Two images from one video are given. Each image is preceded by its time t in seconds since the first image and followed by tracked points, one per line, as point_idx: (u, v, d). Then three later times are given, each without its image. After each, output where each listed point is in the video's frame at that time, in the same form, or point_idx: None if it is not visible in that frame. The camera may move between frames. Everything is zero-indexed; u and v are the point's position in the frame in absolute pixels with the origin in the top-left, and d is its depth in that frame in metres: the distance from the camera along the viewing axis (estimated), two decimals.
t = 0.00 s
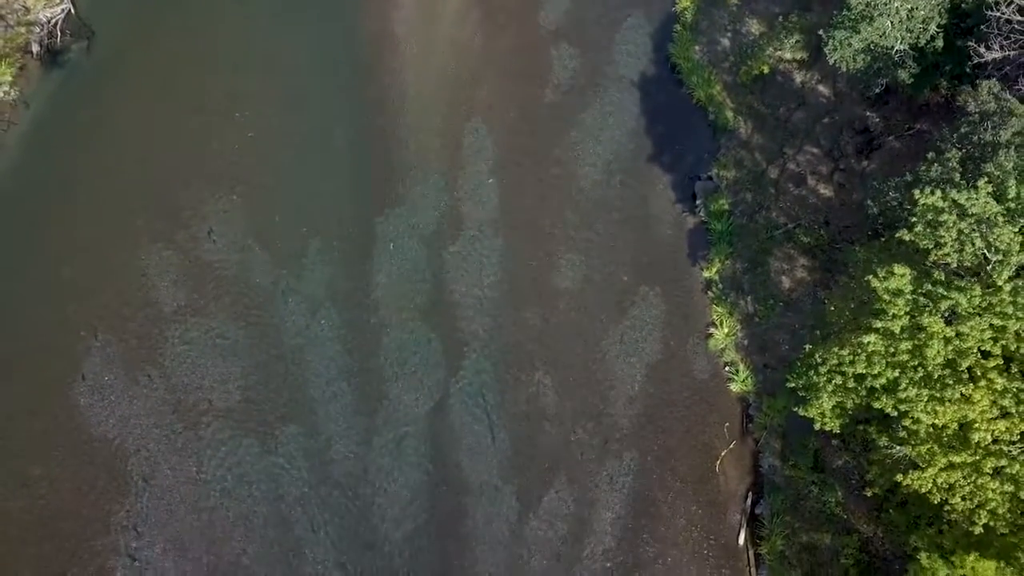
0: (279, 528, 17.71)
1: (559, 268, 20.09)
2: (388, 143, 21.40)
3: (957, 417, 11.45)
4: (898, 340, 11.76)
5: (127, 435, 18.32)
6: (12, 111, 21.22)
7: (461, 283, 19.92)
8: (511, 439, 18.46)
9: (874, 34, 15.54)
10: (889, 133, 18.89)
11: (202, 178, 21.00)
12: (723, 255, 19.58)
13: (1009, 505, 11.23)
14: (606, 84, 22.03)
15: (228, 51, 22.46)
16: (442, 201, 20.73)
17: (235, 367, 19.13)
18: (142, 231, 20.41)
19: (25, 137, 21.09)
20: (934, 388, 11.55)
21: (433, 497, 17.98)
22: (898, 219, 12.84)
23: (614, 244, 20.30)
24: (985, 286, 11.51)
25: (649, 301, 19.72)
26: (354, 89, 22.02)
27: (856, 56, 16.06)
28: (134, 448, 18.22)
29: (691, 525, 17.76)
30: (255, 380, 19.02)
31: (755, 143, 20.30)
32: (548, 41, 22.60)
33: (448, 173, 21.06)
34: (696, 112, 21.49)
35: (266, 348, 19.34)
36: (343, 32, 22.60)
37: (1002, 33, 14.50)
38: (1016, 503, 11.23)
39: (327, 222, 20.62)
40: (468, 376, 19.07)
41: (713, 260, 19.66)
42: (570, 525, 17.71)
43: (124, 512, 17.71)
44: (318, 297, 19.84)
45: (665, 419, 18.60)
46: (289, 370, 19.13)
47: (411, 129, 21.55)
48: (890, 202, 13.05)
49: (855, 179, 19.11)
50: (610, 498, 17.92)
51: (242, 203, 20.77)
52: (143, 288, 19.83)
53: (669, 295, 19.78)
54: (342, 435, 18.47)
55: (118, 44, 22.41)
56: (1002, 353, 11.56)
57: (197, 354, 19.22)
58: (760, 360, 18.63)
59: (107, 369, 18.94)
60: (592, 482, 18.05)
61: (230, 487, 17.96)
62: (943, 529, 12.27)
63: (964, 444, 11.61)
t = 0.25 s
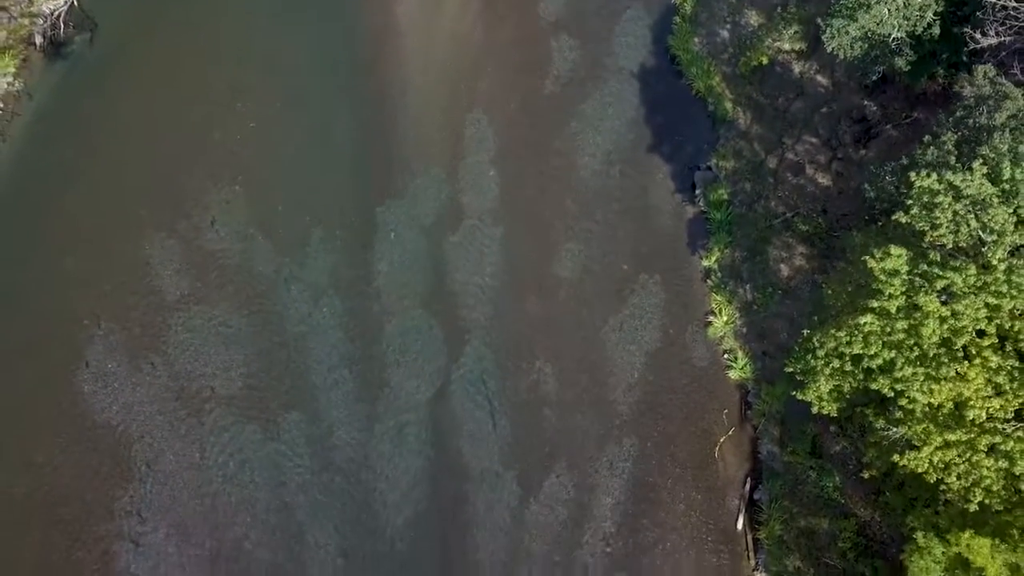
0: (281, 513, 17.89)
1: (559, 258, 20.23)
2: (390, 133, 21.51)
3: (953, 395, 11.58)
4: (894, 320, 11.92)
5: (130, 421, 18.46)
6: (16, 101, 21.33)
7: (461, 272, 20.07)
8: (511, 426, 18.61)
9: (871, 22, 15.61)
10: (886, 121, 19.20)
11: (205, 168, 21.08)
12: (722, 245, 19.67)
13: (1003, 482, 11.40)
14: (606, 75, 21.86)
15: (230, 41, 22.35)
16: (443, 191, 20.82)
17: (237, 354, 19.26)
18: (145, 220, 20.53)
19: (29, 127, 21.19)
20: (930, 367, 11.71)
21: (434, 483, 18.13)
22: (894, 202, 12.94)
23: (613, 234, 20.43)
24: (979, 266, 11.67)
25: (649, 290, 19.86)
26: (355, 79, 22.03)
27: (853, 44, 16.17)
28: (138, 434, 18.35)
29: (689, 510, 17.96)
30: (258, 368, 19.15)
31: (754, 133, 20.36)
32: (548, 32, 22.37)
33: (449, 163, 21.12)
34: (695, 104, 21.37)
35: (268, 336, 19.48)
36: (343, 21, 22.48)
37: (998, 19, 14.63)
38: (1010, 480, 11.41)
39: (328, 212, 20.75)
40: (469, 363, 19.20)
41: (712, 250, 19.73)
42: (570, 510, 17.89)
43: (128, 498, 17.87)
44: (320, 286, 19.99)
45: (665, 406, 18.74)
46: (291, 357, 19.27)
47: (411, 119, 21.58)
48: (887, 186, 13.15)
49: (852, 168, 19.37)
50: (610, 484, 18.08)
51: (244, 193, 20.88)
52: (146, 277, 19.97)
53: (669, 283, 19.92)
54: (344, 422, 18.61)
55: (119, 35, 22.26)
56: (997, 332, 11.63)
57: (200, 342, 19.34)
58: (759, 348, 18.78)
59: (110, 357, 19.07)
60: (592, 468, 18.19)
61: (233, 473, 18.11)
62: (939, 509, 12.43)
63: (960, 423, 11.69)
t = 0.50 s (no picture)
0: (284, 500, 18.03)
1: (559, 247, 20.37)
2: (389, 123, 21.52)
3: (948, 376, 11.72)
4: (891, 301, 12.05)
5: (134, 409, 18.60)
6: (19, 92, 21.35)
7: (462, 262, 20.18)
8: (512, 414, 18.74)
9: (868, 10, 15.84)
10: (886, 111, 18.95)
11: (207, 158, 21.12)
12: (722, 234, 19.88)
13: (998, 460, 11.56)
14: (606, 66, 21.89)
15: (233, 31, 22.20)
16: (444, 181, 20.88)
17: (240, 343, 19.38)
18: (149, 211, 20.63)
19: (33, 118, 21.26)
20: (925, 348, 11.87)
21: (435, 470, 18.27)
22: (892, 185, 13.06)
23: (613, 224, 20.58)
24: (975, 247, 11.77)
25: (649, 279, 19.99)
26: (356, 69, 21.94)
27: (852, 32, 16.32)
28: (142, 421, 18.51)
29: (689, 497, 18.09)
30: (260, 356, 19.29)
31: (753, 124, 20.50)
32: (548, 24, 22.31)
33: (450, 154, 21.18)
34: (694, 95, 21.58)
35: (270, 325, 19.61)
36: (343, 12, 22.35)
37: (994, 6, 14.90)
38: (1005, 458, 11.56)
39: (330, 203, 20.85)
40: (470, 352, 19.35)
41: (711, 239, 19.94)
42: (570, 497, 18.03)
43: (132, 484, 18.04)
44: (322, 276, 20.11)
45: (665, 393, 18.89)
46: (293, 346, 19.41)
47: (411, 110, 21.60)
48: (884, 170, 13.22)
49: (851, 157, 19.25)
50: (609, 471, 18.21)
51: (246, 184, 20.96)
52: (149, 266, 20.09)
53: (669, 273, 20.06)
54: (346, 410, 18.75)
55: (122, 25, 22.12)
56: (992, 312, 11.78)
57: (203, 330, 19.47)
58: (758, 336, 18.93)
59: (114, 345, 19.21)
60: (592, 455, 18.33)
61: (236, 460, 18.25)
62: (935, 489, 12.58)
63: (955, 403, 11.83)
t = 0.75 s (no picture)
0: (287, 486, 18.17)
1: (560, 237, 20.52)
2: (391, 114, 21.62)
3: (945, 356, 11.86)
4: (888, 283, 12.23)
5: (138, 396, 18.74)
6: (23, 84, 21.35)
7: (464, 252, 20.30)
8: (513, 402, 18.87)
9: None
10: (883, 100, 19.43)
11: (210, 149, 21.26)
12: (721, 225, 19.94)
13: (993, 439, 11.71)
14: (606, 58, 22.00)
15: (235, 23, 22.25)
16: (445, 172, 21.02)
17: (243, 331, 19.52)
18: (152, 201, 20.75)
19: (37, 110, 21.38)
20: (922, 329, 11.98)
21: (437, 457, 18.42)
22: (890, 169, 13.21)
23: (614, 214, 20.73)
24: (970, 228, 11.88)
25: (649, 269, 20.14)
26: (357, 60, 22.01)
27: (850, 21, 16.46)
28: (146, 409, 18.65)
29: (689, 483, 18.21)
30: (263, 345, 19.43)
31: (752, 115, 20.60)
32: (548, 17, 22.38)
33: (452, 145, 21.32)
34: (694, 87, 21.59)
35: (273, 314, 19.75)
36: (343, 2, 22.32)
37: None
38: (999, 437, 11.71)
39: (332, 193, 20.97)
40: (472, 340, 19.49)
41: (710, 229, 20.03)
42: (571, 483, 18.16)
43: (136, 471, 18.17)
44: (324, 265, 20.23)
45: (665, 382, 19.03)
46: (296, 335, 19.55)
47: (413, 101, 21.71)
48: (883, 156, 13.35)
49: (849, 147, 19.60)
50: (610, 457, 18.35)
51: (249, 174, 21.09)
52: (153, 256, 20.22)
53: (669, 262, 20.21)
54: (348, 398, 18.89)
55: (125, 17, 22.21)
56: (988, 293, 11.92)
57: (206, 319, 19.61)
58: (757, 324, 19.13)
59: (118, 334, 19.35)
60: (592, 442, 18.48)
61: (239, 447, 18.39)
62: (932, 470, 12.72)
63: (951, 383, 11.95)
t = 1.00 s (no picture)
0: (288, 471, 18.26)
1: (560, 227, 20.67)
2: (392, 105, 21.75)
3: (940, 336, 11.96)
4: (884, 265, 12.38)
5: (141, 384, 18.88)
6: (26, 75, 21.54)
7: (464, 241, 20.45)
8: (513, 389, 19.02)
9: None
10: (880, 90, 19.40)
11: (212, 140, 21.40)
12: (720, 214, 20.12)
13: (987, 418, 11.84)
14: (606, 50, 22.16)
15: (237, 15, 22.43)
16: (445, 162, 21.19)
17: (245, 320, 19.68)
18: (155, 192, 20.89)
19: (40, 101, 21.52)
20: (917, 310, 12.14)
21: (438, 443, 18.55)
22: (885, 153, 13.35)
23: (613, 204, 20.88)
24: (965, 210, 12.01)
25: (648, 258, 20.28)
26: (358, 51, 22.14)
27: (846, 9, 16.74)
28: (149, 396, 18.79)
29: (687, 469, 18.33)
30: (265, 333, 19.58)
31: (751, 106, 20.74)
32: (548, 10, 22.58)
33: (452, 136, 21.47)
34: (693, 78, 21.75)
35: (275, 302, 19.90)
36: None
37: None
38: (993, 416, 11.84)
39: (333, 183, 21.10)
40: (472, 329, 19.63)
41: (709, 219, 20.21)
42: (571, 469, 18.28)
43: (139, 457, 18.28)
44: (326, 254, 20.37)
45: (664, 369, 19.18)
46: (298, 324, 19.70)
47: (413, 92, 21.83)
48: (879, 141, 13.53)
49: (846, 136, 19.64)
50: (609, 444, 18.49)
51: (251, 164, 21.23)
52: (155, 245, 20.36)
53: (668, 252, 20.36)
54: (350, 385, 19.04)
55: (128, 9, 22.37)
56: (982, 273, 12.02)
57: (208, 307, 19.75)
58: (756, 313, 19.28)
59: (121, 322, 19.50)
60: (592, 429, 18.62)
61: (242, 432, 18.53)
62: (928, 451, 12.80)
63: (946, 363, 12.08)
